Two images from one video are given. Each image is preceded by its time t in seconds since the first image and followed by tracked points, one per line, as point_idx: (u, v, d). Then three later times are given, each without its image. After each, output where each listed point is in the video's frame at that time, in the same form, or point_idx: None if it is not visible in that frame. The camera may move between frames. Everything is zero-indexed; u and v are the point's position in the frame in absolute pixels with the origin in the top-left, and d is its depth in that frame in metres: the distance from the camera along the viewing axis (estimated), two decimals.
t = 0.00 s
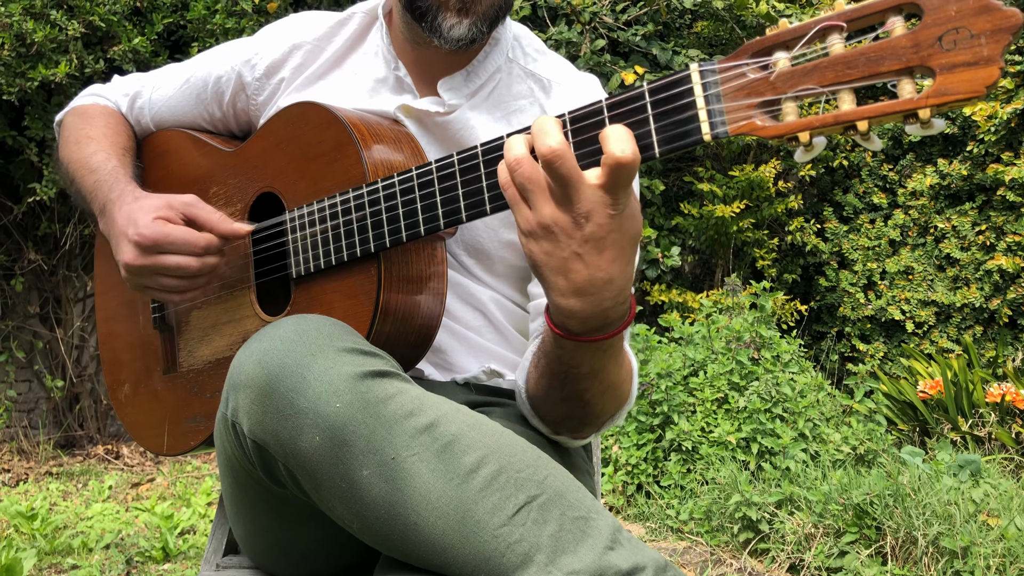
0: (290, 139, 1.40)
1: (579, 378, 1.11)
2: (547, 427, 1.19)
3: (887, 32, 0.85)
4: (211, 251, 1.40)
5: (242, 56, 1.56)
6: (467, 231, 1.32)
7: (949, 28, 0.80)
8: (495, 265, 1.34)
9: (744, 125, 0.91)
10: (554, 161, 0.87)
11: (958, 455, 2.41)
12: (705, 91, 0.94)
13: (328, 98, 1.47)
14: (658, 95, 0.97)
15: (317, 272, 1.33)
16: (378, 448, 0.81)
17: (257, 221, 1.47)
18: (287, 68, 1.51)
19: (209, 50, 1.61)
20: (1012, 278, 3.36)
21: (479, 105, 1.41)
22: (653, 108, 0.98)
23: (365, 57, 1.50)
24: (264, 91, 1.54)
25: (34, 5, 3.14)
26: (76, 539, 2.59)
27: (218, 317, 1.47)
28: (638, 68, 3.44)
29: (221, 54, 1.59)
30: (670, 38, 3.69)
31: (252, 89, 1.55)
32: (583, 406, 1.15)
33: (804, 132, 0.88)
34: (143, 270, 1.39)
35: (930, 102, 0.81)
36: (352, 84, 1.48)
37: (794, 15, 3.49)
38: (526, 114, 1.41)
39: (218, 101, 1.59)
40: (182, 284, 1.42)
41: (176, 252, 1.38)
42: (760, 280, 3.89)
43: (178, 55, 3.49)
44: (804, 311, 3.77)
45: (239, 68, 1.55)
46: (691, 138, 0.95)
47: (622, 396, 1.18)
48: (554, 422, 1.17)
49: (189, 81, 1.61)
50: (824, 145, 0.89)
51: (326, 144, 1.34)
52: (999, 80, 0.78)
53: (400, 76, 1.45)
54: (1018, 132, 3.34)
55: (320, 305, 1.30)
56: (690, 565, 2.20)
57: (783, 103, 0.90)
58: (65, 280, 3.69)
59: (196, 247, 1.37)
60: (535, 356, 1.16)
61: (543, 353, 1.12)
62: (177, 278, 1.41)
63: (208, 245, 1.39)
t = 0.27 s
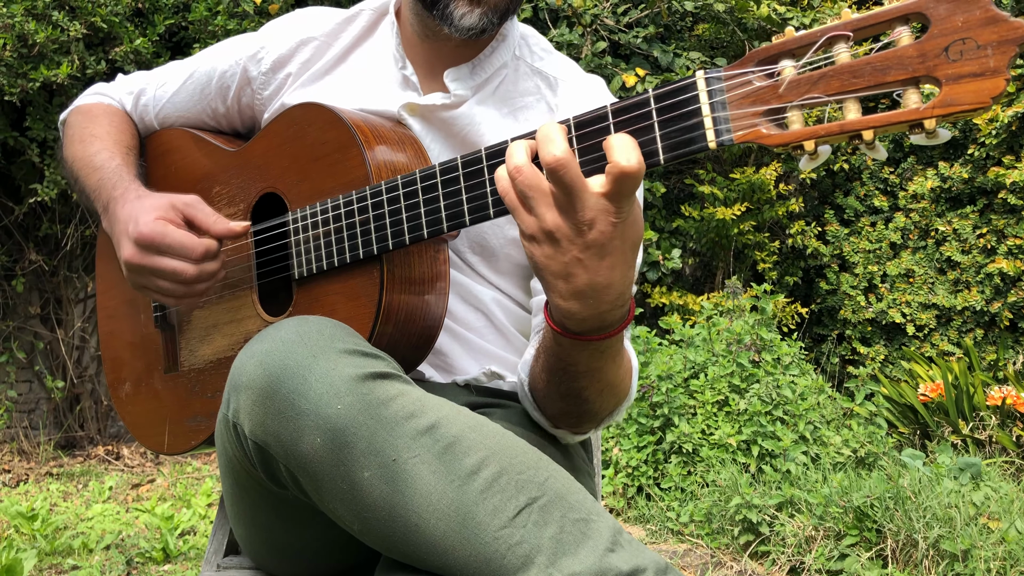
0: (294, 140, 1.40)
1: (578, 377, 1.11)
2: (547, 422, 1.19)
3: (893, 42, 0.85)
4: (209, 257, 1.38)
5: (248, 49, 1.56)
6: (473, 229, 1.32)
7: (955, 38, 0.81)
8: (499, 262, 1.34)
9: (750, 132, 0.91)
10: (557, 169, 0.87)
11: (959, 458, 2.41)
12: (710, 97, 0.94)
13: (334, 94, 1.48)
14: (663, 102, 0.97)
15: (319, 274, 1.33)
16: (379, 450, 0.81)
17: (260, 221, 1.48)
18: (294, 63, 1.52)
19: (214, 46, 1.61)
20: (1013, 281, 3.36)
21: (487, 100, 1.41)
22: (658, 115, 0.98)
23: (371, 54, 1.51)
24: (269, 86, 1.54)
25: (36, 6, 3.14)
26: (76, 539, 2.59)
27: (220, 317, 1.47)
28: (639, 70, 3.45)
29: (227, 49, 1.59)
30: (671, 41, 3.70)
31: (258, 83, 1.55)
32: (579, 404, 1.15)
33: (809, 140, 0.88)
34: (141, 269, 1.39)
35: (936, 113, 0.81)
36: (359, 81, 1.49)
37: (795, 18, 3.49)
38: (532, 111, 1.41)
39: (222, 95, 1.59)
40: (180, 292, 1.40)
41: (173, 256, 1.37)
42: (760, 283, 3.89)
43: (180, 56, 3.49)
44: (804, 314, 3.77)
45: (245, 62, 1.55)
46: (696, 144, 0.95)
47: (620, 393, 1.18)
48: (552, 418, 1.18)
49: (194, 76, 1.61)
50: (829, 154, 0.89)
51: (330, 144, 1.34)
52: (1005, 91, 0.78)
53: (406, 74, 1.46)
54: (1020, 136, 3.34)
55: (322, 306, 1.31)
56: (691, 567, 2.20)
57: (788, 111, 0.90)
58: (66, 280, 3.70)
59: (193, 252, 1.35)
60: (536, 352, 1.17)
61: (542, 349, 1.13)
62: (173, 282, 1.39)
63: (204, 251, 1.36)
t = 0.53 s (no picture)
0: (298, 140, 1.41)
1: (625, 348, 1.13)
2: (587, 402, 1.21)
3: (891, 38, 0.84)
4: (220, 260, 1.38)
5: (252, 51, 1.57)
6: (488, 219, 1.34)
7: (953, 35, 0.80)
8: (513, 252, 1.36)
9: (750, 129, 0.90)
10: (579, 174, 0.89)
11: (959, 460, 2.41)
12: (711, 95, 0.93)
13: (338, 94, 1.48)
14: (663, 100, 0.97)
15: (321, 275, 1.34)
16: (382, 451, 0.81)
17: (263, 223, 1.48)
18: (298, 64, 1.52)
19: (218, 50, 1.62)
20: (1013, 283, 3.37)
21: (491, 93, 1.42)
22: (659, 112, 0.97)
23: (373, 53, 1.51)
24: (273, 87, 1.54)
25: (37, 9, 3.15)
26: (77, 541, 2.59)
27: (223, 319, 1.47)
28: (639, 72, 3.46)
29: (231, 52, 1.60)
30: (671, 43, 3.70)
31: (262, 84, 1.55)
32: (629, 373, 1.16)
33: (810, 136, 0.87)
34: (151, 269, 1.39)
35: (934, 109, 0.81)
36: (364, 80, 1.48)
37: (795, 20, 3.50)
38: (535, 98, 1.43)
39: (226, 98, 1.60)
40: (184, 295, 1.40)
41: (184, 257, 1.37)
42: (760, 284, 3.89)
43: (180, 59, 3.50)
44: (805, 315, 3.77)
45: (249, 64, 1.56)
46: (698, 140, 0.94)
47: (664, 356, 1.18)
48: (593, 396, 1.19)
49: (197, 79, 1.61)
50: (829, 150, 0.88)
51: (333, 145, 1.35)
52: (1004, 86, 0.77)
53: (412, 71, 1.45)
54: (1019, 137, 3.34)
55: (324, 307, 1.31)
56: (691, 569, 2.20)
57: (788, 108, 0.89)
58: (66, 283, 3.70)
59: (205, 254, 1.35)
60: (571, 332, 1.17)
61: (583, 327, 1.15)
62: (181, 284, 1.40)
63: (216, 253, 1.36)
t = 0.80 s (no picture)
0: (300, 141, 1.41)
1: (621, 343, 1.12)
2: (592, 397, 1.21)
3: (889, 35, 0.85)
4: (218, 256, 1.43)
5: (252, 55, 1.56)
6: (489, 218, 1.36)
7: (950, 30, 0.81)
8: (514, 250, 1.37)
9: (749, 123, 0.91)
10: (572, 157, 0.88)
11: (959, 459, 2.41)
12: (711, 90, 0.94)
13: (338, 96, 1.48)
14: (664, 95, 0.97)
15: (322, 273, 1.34)
16: (381, 449, 0.81)
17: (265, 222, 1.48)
18: (298, 68, 1.52)
19: (218, 54, 1.62)
20: (1014, 282, 3.37)
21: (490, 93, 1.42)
22: (659, 108, 0.97)
23: (373, 56, 1.51)
24: (274, 90, 1.54)
25: (37, 8, 3.15)
26: (77, 540, 2.59)
27: (223, 319, 1.47)
28: (639, 71, 3.46)
29: (230, 56, 1.60)
30: (671, 42, 3.70)
31: (262, 88, 1.55)
32: (625, 368, 1.16)
33: (808, 131, 0.88)
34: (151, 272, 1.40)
35: (932, 103, 0.81)
36: (365, 82, 1.48)
37: (795, 20, 3.50)
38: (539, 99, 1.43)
39: (227, 100, 1.60)
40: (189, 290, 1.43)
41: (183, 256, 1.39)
42: (761, 284, 3.89)
43: (180, 57, 3.50)
44: (805, 315, 3.77)
45: (249, 68, 1.56)
46: (698, 135, 0.94)
47: (665, 353, 1.17)
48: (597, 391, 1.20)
49: (198, 83, 1.62)
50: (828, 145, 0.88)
51: (335, 147, 1.35)
52: (1000, 80, 0.78)
53: (411, 74, 1.46)
54: (1020, 137, 3.34)
55: (326, 306, 1.30)
56: (691, 568, 2.20)
57: (787, 103, 0.90)
58: (66, 282, 3.70)
59: (205, 252, 1.40)
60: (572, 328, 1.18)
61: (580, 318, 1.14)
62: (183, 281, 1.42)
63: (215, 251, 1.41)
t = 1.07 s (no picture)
0: (296, 141, 1.41)
1: (601, 336, 1.14)
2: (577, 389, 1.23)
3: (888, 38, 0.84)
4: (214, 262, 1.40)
5: (250, 49, 1.57)
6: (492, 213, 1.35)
7: (950, 34, 0.80)
8: (518, 244, 1.36)
9: (744, 129, 0.91)
10: (559, 154, 0.89)
11: (959, 459, 2.41)
12: (706, 95, 0.93)
13: (340, 91, 1.48)
14: (658, 99, 0.97)
15: (319, 274, 1.34)
16: (377, 453, 0.81)
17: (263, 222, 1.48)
18: (297, 62, 1.52)
19: (216, 48, 1.62)
20: (1014, 282, 3.36)
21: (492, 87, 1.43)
22: (654, 112, 0.98)
23: (371, 49, 1.50)
24: (273, 84, 1.55)
25: (37, 8, 3.16)
26: (78, 540, 2.60)
27: (222, 319, 1.48)
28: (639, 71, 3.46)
29: (229, 50, 1.60)
30: (672, 42, 3.70)
31: (262, 82, 1.55)
32: (605, 362, 1.17)
33: (805, 137, 0.87)
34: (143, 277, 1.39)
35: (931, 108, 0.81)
36: (364, 75, 1.48)
37: (796, 19, 3.50)
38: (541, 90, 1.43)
39: (226, 96, 1.60)
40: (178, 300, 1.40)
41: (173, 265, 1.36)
42: (761, 283, 3.89)
43: (181, 58, 3.50)
44: (805, 314, 3.77)
45: (248, 62, 1.56)
46: (693, 142, 0.94)
47: (648, 349, 1.20)
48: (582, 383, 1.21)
49: (197, 78, 1.62)
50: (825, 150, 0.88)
51: (331, 146, 1.35)
52: (1001, 86, 0.77)
53: (413, 67, 1.46)
54: (1020, 136, 3.33)
55: (321, 308, 1.31)
56: (691, 567, 2.20)
57: (784, 107, 0.90)
58: (67, 282, 3.70)
59: (195, 263, 1.35)
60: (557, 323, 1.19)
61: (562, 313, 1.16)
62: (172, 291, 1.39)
63: (208, 261, 1.36)
